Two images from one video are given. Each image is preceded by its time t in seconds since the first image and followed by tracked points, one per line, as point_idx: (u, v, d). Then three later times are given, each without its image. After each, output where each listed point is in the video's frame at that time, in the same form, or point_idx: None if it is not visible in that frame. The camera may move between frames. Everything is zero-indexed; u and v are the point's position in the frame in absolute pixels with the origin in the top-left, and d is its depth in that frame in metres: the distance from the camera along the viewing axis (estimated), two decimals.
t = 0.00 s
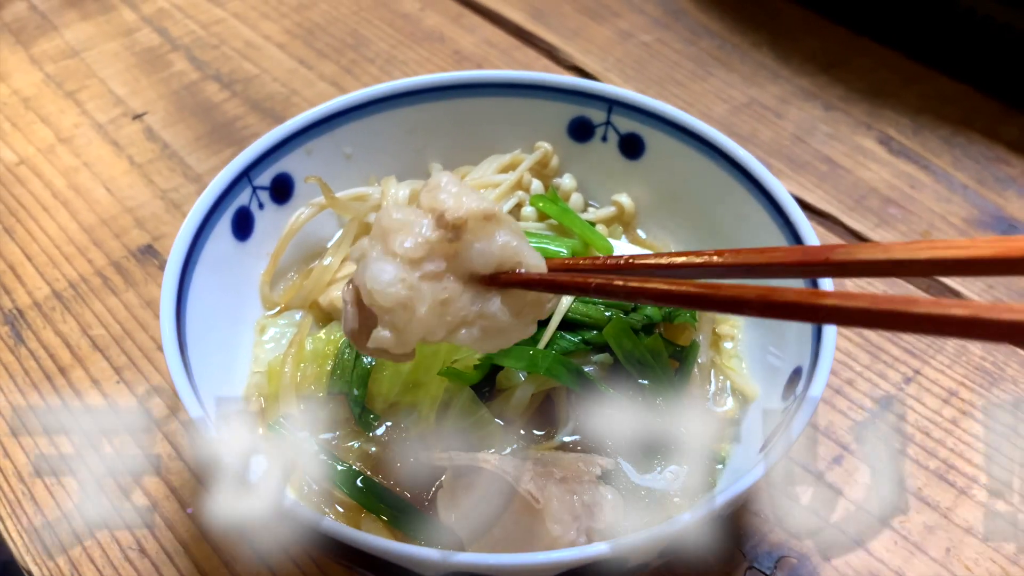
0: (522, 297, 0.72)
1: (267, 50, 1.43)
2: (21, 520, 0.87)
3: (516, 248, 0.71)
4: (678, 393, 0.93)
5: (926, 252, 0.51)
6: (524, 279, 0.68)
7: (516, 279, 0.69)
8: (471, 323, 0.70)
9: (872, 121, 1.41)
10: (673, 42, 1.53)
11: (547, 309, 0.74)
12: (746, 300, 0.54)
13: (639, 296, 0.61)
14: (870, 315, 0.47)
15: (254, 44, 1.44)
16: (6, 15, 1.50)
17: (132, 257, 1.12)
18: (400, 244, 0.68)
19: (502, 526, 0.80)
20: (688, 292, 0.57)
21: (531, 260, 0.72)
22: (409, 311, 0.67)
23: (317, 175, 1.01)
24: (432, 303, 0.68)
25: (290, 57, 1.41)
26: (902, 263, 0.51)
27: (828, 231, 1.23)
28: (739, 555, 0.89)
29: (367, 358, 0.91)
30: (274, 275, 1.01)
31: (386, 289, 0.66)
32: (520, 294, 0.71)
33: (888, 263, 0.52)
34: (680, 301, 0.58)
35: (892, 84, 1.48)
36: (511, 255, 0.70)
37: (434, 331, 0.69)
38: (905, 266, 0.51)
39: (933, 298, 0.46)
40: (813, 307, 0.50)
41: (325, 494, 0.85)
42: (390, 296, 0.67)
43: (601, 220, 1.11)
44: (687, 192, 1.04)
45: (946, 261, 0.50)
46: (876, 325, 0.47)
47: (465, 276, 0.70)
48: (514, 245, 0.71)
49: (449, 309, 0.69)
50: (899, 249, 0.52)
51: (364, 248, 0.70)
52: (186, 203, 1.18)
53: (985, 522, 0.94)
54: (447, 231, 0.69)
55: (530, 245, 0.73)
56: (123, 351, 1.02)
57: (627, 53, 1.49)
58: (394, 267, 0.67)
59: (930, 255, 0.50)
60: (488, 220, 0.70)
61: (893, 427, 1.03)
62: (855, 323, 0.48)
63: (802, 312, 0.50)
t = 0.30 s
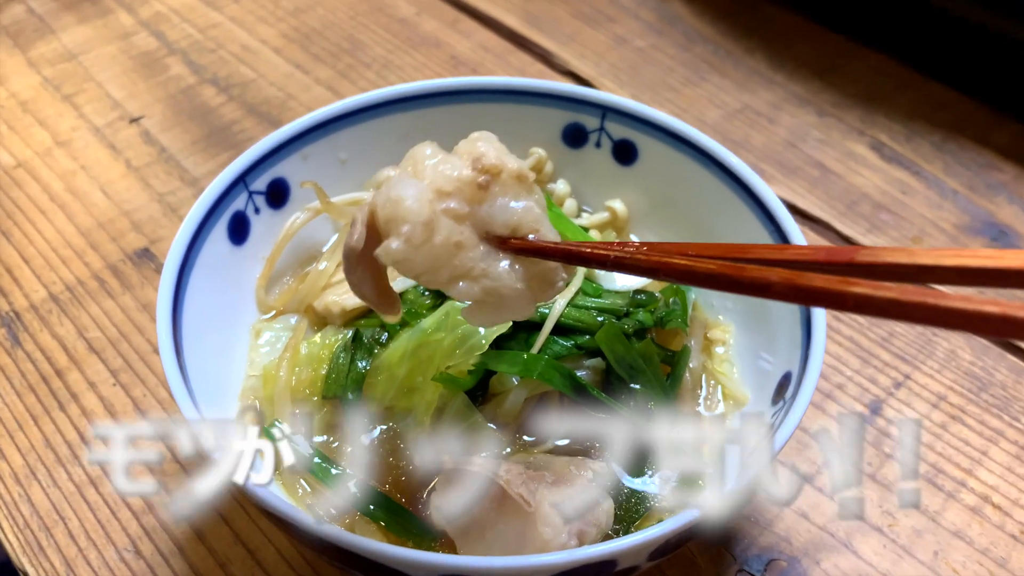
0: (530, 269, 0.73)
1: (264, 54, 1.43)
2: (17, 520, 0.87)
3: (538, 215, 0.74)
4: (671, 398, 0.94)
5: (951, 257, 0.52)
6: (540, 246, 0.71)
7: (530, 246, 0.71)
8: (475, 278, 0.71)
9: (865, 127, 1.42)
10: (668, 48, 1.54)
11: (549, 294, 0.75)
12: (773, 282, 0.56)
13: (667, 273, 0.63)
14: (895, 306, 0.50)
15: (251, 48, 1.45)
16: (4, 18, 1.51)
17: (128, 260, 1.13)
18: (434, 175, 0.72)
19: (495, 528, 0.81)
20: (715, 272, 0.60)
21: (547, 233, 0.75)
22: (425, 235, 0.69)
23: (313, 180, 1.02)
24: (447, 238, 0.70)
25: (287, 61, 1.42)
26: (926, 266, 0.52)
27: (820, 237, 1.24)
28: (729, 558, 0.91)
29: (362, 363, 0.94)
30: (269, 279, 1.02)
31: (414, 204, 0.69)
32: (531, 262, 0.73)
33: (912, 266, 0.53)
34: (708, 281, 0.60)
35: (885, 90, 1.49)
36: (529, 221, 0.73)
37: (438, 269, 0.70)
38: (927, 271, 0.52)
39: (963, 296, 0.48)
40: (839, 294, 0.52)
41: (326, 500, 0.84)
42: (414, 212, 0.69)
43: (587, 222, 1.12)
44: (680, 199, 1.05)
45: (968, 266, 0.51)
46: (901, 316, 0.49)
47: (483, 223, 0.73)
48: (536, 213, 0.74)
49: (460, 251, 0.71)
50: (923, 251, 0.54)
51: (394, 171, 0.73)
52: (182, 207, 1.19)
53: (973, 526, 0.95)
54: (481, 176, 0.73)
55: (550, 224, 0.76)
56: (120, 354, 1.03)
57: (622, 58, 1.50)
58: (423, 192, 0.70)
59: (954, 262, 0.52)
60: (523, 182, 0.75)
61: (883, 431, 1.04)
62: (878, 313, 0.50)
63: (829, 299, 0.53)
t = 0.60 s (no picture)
0: (538, 290, 0.72)
1: (261, 59, 1.44)
2: (15, 526, 0.88)
3: (552, 237, 0.73)
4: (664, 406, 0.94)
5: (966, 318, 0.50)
6: (548, 267, 0.70)
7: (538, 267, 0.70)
8: (481, 294, 0.70)
9: (858, 135, 1.43)
10: (663, 55, 1.55)
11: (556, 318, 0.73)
12: (785, 322, 0.56)
13: (675, 303, 0.62)
14: (908, 354, 0.50)
15: (248, 54, 1.45)
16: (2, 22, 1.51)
17: (125, 266, 1.13)
18: (454, 185, 0.71)
19: (490, 536, 0.80)
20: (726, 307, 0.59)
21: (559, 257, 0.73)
22: (438, 245, 0.69)
23: (310, 188, 1.03)
24: (459, 249, 0.69)
25: (284, 67, 1.43)
26: (938, 319, 0.51)
27: (813, 244, 1.25)
28: (720, 564, 0.92)
29: (357, 371, 0.95)
30: (266, 287, 1.03)
31: (431, 212, 0.69)
32: (541, 283, 0.71)
33: (925, 320, 0.51)
34: (719, 315, 0.59)
35: (878, 98, 1.50)
36: (543, 242, 0.72)
37: (446, 281, 0.70)
38: (943, 326, 0.51)
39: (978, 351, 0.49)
40: (852, 338, 0.52)
41: (320, 504, 0.86)
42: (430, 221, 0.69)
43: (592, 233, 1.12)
44: (674, 208, 1.06)
45: (982, 326, 0.50)
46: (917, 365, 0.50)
47: (497, 239, 0.71)
48: (550, 235, 0.72)
49: (470, 264, 0.69)
50: (938, 308, 0.51)
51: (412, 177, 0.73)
52: (180, 213, 1.20)
53: (962, 532, 0.96)
54: (500, 191, 0.71)
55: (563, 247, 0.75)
56: (117, 360, 1.03)
57: (617, 65, 1.51)
58: (440, 201, 0.70)
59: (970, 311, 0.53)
60: (542, 203, 0.73)
61: (874, 438, 1.05)
62: (890, 360, 0.51)
63: (840, 342, 0.53)
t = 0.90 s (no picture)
0: (542, 314, 0.72)
1: (257, 59, 1.44)
2: (11, 526, 0.88)
3: (556, 262, 0.74)
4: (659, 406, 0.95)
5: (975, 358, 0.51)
6: (558, 293, 0.69)
7: (545, 292, 0.70)
8: (485, 319, 0.70)
9: (853, 135, 1.44)
10: (659, 56, 1.55)
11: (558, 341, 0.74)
12: (797, 359, 0.55)
13: (684, 335, 0.61)
14: (920, 399, 0.50)
15: (244, 54, 1.45)
16: None
17: (121, 266, 1.13)
18: (459, 209, 0.70)
19: (484, 536, 0.80)
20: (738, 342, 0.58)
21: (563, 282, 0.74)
22: (443, 272, 0.68)
23: (306, 188, 1.03)
24: (463, 276, 0.68)
25: (280, 67, 1.43)
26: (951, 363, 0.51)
27: (808, 245, 1.26)
28: (715, 564, 0.92)
29: (353, 372, 0.95)
30: (261, 287, 1.03)
31: (437, 239, 0.67)
32: (543, 307, 0.72)
33: (937, 359, 0.53)
34: (729, 350, 0.59)
35: (873, 99, 1.51)
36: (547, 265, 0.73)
37: (452, 307, 0.70)
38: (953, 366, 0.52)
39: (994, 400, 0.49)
40: (865, 380, 0.52)
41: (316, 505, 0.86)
42: (436, 248, 0.67)
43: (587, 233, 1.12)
44: (670, 209, 1.07)
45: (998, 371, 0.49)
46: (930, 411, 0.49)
47: (501, 264, 0.71)
48: (555, 259, 0.74)
49: (475, 290, 0.69)
50: (948, 348, 0.53)
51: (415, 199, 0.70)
52: (176, 213, 1.20)
53: (956, 532, 0.97)
54: (505, 216, 0.71)
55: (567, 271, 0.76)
56: (113, 360, 1.03)
57: (613, 66, 1.52)
58: (446, 226, 0.68)
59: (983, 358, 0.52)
60: (547, 226, 0.74)
61: (868, 438, 1.05)
62: (902, 403, 0.50)
63: (852, 382, 0.52)
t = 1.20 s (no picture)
0: (556, 286, 0.73)
1: (258, 51, 1.44)
2: (19, 513, 0.88)
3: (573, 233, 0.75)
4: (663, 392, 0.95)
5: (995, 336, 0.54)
6: (574, 264, 0.70)
7: (562, 263, 0.71)
8: (499, 289, 0.72)
9: (852, 126, 1.45)
10: (659, 47, 1.56)
11: (573, 313, 0.76)
12: (820, 333, 0.57)
13: (706, 308, 0.63)
14: (946, 373, 0.52)
15: (245, 46, 1.45)
16: None
17: (125, 256, 1.13)
18: (473, 176, 0.71)
19: (490, 519, 0.81)
20: (762, 316, 0.60)
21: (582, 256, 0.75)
22: (458, 242, 0.70)
23: (310, 177, 1.03)
24: (478, 246, 0.70)
25: (281, 59, 1.43)
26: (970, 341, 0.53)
27: (809, 234, 1.27)
28: (719, 547, 0.93)
29: (360, 359, 0.96)
30: (267, 275, 1.03)
31: (451, 208, 0.69)
32: (557, 279, 0.73)
33: (957, 335, 0.55)
34: (752, 323, 0.60)
35: (872, 89, 1.52)
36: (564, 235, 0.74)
37: (466, 277, 0.71)
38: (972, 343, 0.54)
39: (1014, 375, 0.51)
40: (890, 354, 0.54)
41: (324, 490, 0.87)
42: (450, 218, 0.69)
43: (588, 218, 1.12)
44: (673, 197, 1.07)
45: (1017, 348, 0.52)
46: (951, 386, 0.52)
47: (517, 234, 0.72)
48: (571, 230, 0.74)
49: (490, 261, 0.71)
50: (970, 325, 0.55)
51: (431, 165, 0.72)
52: (179, 203, 1.20)
53: (957, 516, 0.98)
54: (521, 185, 0.72)
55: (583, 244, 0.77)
56: (118, 349, 1.04)
57: (614, 57, 1.52)
58: (460, 195, 0.70)
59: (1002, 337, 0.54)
60: (563, 196, 0.75)
61: (869, 424, 1.06)
62: (927, 377, 0.52)
63: (877, 356, 0.54)
